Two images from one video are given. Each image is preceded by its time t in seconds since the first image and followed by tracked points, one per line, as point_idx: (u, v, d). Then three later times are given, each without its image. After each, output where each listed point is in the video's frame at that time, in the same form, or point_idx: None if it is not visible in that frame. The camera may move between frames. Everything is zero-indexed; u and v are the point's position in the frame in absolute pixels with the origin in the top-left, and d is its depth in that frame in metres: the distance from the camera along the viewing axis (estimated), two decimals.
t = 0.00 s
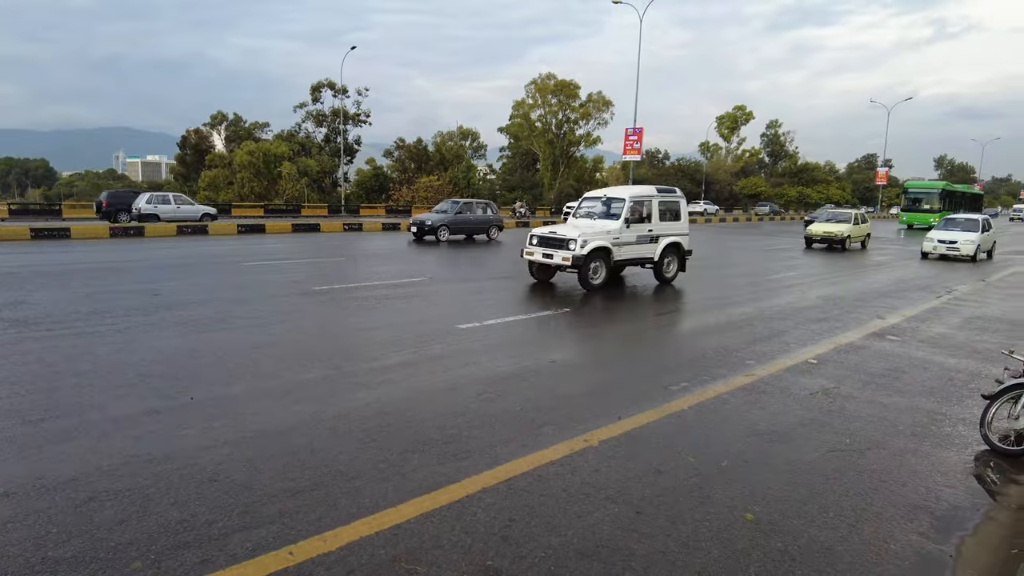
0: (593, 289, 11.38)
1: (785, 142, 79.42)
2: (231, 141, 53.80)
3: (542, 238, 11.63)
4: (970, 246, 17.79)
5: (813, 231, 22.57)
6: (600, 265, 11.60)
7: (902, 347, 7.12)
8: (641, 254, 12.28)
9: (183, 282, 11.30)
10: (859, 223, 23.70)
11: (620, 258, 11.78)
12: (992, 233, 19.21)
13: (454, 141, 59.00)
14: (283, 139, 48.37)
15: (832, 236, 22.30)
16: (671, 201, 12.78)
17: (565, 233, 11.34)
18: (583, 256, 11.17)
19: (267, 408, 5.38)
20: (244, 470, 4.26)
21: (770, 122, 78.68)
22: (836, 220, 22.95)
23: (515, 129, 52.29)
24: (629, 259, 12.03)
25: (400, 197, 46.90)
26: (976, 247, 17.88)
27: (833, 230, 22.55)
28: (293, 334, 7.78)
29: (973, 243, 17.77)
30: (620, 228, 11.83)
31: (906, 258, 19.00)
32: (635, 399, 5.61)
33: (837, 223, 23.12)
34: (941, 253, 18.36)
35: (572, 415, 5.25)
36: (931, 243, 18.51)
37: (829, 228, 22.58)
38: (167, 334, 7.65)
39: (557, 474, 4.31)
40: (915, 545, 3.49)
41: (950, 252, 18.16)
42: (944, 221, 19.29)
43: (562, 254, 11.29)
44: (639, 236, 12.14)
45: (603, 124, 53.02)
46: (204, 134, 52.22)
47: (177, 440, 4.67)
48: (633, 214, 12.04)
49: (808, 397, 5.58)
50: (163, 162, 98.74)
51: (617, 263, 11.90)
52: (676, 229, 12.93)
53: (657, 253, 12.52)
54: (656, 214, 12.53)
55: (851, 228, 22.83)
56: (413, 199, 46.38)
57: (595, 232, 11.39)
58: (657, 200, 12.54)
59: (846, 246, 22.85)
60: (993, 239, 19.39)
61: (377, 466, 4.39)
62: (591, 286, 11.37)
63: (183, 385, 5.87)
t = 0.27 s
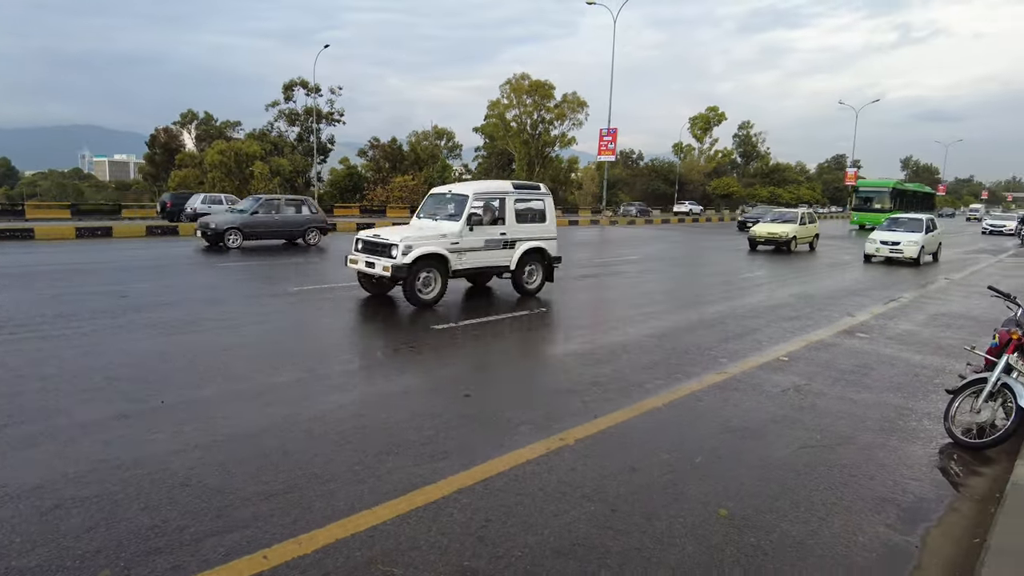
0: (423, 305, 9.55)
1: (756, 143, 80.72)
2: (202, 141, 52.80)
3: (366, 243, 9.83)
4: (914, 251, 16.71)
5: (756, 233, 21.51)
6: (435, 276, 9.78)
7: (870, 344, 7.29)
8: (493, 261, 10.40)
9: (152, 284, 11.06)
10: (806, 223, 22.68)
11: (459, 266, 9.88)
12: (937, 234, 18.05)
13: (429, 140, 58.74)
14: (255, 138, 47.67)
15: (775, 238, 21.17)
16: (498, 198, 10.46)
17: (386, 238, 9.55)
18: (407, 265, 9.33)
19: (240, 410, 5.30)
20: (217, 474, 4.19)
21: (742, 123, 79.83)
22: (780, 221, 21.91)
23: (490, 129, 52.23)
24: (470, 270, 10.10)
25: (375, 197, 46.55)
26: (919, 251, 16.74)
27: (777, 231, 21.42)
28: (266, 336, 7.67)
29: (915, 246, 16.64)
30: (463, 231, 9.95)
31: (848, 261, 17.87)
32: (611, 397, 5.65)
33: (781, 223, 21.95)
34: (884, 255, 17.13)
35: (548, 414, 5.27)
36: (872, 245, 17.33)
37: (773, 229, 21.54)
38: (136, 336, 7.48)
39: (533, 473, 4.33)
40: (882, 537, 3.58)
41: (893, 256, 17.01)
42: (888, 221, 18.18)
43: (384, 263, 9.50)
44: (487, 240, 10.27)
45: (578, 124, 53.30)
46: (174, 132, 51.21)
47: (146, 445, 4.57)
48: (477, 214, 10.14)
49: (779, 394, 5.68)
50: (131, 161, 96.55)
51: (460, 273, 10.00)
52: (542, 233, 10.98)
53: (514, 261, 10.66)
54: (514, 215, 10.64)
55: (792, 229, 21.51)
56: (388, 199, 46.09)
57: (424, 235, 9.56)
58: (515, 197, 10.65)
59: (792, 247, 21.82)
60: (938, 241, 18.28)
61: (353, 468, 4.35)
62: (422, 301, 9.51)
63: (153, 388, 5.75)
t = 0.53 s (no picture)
0: (162, 334, 7.46)
1: (730, 144, 81.77)
2: (173, 140, 51.80)
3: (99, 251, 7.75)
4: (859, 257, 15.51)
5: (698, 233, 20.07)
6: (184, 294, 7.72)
7: (841, 342, 7.42)
8: (277, 274, 8.39)
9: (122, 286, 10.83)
10: (751, 225, 21.27)
11: (215, 281, 7.85)
12: (885, 235, 16.77)
13: (405, 140, 58.43)
14: (228, 137, 46.95)
15: (719, 240, 19.76)
16: (286, 194, 8.44)
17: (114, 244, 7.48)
18: (127, 281, 7.26)
19: (214, 414, 5.21)
20: (190, 478, 4.11)
21: (716, 124, 80.81)
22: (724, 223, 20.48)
23: (467, 129, 52.24)
24: (244, 283, 8.13)
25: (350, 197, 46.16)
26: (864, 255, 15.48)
27: (721, 233, 20.01)
28: (241, 338, 7.56)
29: (860, 250, 15.41)
30: (223, 232, 7.90)
31: (791, 265, 16.63)
32: (588, 396, 5.67)
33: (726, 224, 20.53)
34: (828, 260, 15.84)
35: (527, 414, 5.28)
36: (815, 249, 16.02)
37: (717, 231, 20.12)
38: (106, 339, 7.32)
39: (511, 473, 4.33)
40: (854, 531, 3.65)
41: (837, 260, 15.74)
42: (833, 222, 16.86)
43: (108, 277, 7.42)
44: (261, 247, 8.22)
45: (555, 125, 53.47)
46: (145, 131, 50.21)
47: (117, 450, 4.47)
48: (247, 214, 8.09)
49: (754, 391, 5.76)
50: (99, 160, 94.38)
51: (221, 290, 7.96)
52: (356, 237, 9.00)
53: (310, 274, 8.64)
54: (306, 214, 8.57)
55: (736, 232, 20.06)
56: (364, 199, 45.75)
57: (165, 242, 7.50)
58: (309, 192, 8.59)
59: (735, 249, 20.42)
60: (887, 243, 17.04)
61: (329, 470, 4.31)
62: (160, 329, 7.48)
63: (123, 392, 5.62)
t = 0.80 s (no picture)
0: None
1: (705, 144, 82.72)
2: (145, 139, 50.82)
3: None
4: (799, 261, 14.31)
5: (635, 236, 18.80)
6: None
7: (814, 339, 7.56)
8: None
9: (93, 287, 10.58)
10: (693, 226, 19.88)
11: None
12: (830, 238, 15.62)
13: (383, 139, 58.06)
14: (202, 136, 46.20)
15: (657, 242, 18.49)
16: (38, 187, 6.70)
17: None
18: None
19: (187, 417, 5.12)
20: (164, 482, 4.04)
21: (692, 125, 81.69)
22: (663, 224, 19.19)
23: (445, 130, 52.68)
24: None
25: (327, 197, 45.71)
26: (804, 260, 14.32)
27: (658, 234, 18.75)
28: (215, 340, 7.43)
29: (799, 254, 14.25)
30: None
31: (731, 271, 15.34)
32: (566, 395, 5.70)
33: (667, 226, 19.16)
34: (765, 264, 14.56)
35: (505, 413, 5.28)
36: (753, 253, 14.76)
37: (655, 232, 18.83)
38: (75, 342, 7.15)
39: (489, 472, 4.33)
40: (827, 525, 3.71)
41: (776, 265, 14.54)
42: (774, 224, 15.59)
43: None
44: None
45: (532, 125, 53.60)
46: (116, 130, 49.20)
47: (85, 455, 4.37)
48: None
49: (730, 389, 5.84)
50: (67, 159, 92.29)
51: None
52: (57, 247, 6.73)
53: None
54: None
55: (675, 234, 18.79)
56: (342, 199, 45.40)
57: None
58: None
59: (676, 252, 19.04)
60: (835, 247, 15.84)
61: (306, 472, 4.27)
62: None
63: (94, 396, 5.50)
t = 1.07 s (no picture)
0: None
1: (683, 145, 83.44)
2: (117, 138, 49.78)
3: None
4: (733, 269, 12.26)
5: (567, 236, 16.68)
6: None
7: (789, 337, 7.68)
8: None
9: (63, 290, 10.35)
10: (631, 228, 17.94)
11: None
12: (772, 241, 13.67)
13: (361, 139, 57.61)
14: (175, 135, 45.40)
15: (589, 245, 16.36)
16: None
17: None
18: None
19: (161, 421, 5.03)
20: (138, 487, 3.97)
21: (669, 125, 82.37)
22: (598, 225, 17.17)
23: (422, 127, 51.62)
24: None
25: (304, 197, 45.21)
26: (738, 268, 12.23)
27: (591, 237, 16.51)
28: (190, 343, 7.32)
29: (730, 261, 12.20)
30: None
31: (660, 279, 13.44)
32: (545, 394, 5.71)
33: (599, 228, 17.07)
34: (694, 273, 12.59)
35: (485, 413, 5.28)
36: (679, 260, 12.71)
37: (588, 232, 16.76)
38: (45, 345, 6.99)
39: (469, 472, 4.33)
40: (802, 519, 3.78)
41: (705, 274, 12.46)
42: (709, 225, 13.61)
43: None
44: None
45: (510, 125, 53.59)
46: (86, 129, 48.15)
47: (56, 460, 4.27)
48: None
49: (707, 386, 5.91)
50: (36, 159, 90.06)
51: None
52: None
53: None
54: None
55: (606, 237, 16.47)
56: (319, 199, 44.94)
57: None
58: None
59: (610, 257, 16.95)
60: (776, 251, 13.88)
61: (283, 475, 4.23)
62: None
63: (64, 400, 5.38)
